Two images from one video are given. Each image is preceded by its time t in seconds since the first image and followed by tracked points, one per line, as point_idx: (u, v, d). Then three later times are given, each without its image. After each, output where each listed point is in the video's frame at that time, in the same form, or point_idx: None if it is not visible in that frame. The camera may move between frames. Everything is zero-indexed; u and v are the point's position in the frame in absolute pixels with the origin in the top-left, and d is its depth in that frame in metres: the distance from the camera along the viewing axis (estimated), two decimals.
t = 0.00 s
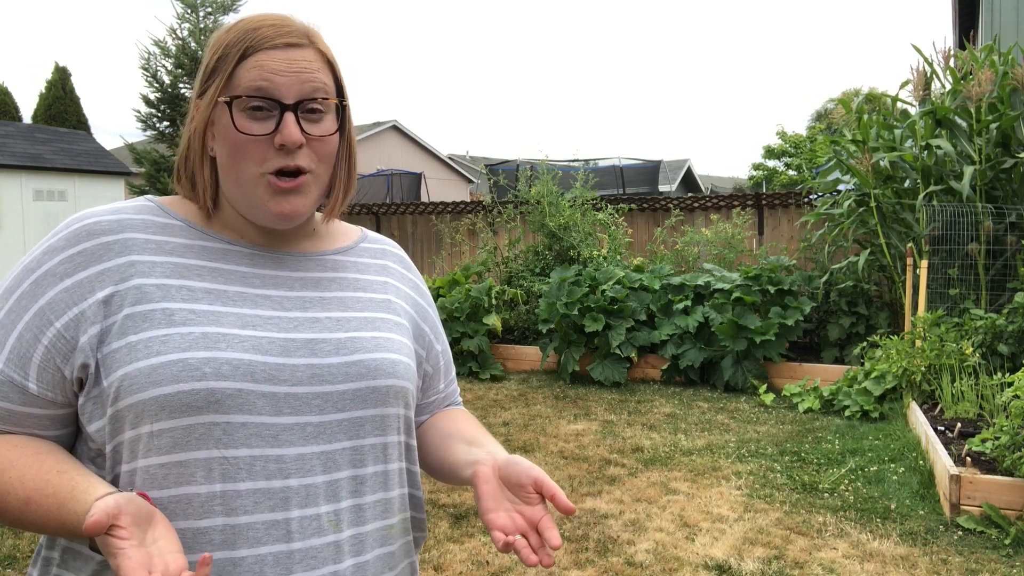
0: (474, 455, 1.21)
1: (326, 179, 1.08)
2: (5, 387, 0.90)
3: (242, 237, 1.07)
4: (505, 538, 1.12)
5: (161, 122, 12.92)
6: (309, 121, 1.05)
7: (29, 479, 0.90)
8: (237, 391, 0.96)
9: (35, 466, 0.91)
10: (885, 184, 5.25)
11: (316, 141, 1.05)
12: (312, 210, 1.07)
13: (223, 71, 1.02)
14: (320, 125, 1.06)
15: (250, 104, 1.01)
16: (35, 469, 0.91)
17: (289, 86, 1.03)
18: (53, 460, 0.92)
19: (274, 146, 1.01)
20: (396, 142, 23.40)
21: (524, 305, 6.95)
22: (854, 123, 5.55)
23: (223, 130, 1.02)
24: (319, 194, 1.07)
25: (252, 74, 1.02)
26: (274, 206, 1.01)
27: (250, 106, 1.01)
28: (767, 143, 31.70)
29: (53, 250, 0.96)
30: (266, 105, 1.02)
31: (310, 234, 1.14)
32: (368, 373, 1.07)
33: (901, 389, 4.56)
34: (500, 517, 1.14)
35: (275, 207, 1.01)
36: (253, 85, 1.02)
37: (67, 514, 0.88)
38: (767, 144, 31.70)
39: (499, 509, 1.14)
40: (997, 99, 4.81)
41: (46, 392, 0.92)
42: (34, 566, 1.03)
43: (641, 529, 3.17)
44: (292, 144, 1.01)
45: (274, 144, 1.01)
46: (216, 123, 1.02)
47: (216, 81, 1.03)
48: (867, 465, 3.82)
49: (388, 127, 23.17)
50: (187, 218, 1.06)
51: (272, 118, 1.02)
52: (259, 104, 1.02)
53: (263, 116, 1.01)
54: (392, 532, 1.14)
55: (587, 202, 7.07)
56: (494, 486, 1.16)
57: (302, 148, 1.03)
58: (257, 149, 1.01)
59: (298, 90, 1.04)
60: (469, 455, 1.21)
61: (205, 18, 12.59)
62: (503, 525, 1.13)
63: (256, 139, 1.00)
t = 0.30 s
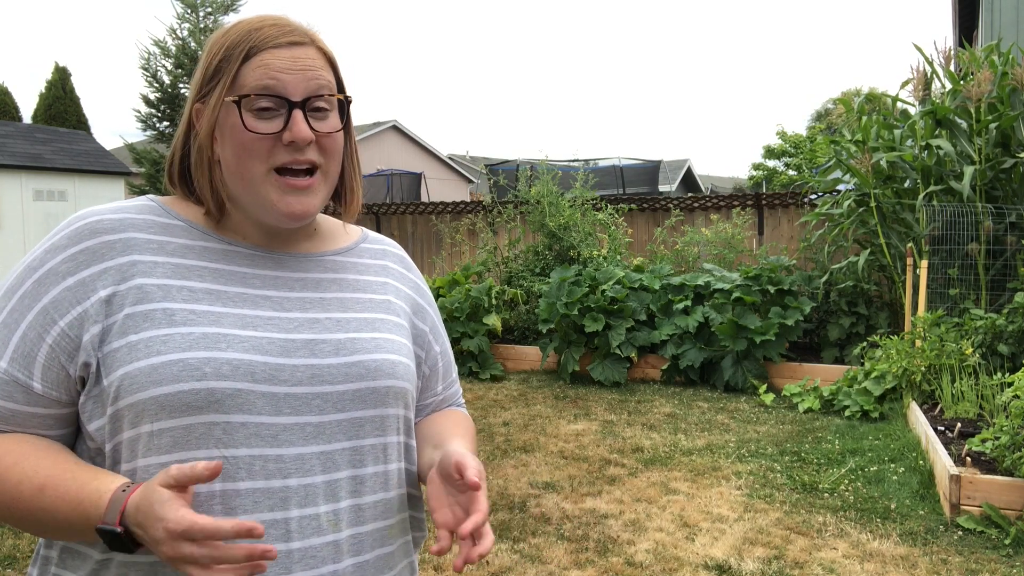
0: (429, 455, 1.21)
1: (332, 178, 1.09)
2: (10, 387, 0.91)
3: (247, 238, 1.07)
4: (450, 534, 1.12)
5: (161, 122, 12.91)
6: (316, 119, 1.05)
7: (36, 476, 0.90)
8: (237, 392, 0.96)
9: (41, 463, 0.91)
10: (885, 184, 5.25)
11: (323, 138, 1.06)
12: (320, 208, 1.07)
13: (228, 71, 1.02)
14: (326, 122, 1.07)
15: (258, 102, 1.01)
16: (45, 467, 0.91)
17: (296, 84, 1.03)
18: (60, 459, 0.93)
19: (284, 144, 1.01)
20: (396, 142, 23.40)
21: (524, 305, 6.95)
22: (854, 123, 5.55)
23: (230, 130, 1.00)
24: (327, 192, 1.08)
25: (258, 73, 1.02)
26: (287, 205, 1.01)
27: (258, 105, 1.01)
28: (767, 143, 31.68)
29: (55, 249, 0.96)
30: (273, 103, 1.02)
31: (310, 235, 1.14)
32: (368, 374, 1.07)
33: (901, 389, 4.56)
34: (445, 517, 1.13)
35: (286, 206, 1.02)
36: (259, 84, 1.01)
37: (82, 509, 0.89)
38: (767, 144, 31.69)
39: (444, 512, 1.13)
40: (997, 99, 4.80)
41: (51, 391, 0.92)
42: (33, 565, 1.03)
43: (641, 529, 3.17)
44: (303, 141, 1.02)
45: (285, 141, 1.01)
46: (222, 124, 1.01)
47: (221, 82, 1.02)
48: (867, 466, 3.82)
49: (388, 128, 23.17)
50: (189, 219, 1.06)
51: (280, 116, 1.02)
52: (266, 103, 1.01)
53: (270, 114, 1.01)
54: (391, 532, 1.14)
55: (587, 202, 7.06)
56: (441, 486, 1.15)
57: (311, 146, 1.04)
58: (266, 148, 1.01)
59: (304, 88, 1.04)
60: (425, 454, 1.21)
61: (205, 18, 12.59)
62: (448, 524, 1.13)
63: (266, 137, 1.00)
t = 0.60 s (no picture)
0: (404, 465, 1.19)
1: (323, 188, 1.09)
2: (50, 389, 0.90)
3: (241, 242, 1.07)
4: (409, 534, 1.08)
5: (161, 122, 12.91)
6: (306, 128, 1.05)
7: (86, 474, 0.91)
8: (238, 395, 0.96)
9: (89, 460, 0.92)
10: (885, 184, 5.25)
11: (313, 150, 1.05)
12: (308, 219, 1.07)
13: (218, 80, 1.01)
14: (315, 132, 1.07)
15: (245, 113, 1.01)
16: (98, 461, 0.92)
17: (286, 95, 1.03)
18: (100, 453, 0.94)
19: (270, 155, 1.01)
20: (396, 142, 23.40)
21: (524, 305, 6.95)
22: (855, 123, 5.56)
23: (217, 138, 1.01)
24: (314, 202, 1.08)
25: (248, 83, 1.01)
26: (271, 217, 1.02)
27: (246, 115, 1.01)
28: (766, 144, 31.68)
29: (64, 248, 0.95)
30: (261, 114, 1.02)
31: (304, 237, 1.14)
32: (366, 376, 1.07)
33: (901, 389, 4.56)
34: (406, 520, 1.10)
35: (271, 218, 1.02)
36: (248, 94, 1.01)
37: (161, 490, 0.93)
38: (767, 144, 31.68)
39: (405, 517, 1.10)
40: (997, 99, 4.80)
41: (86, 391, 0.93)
42: (31, 565, 1.03)
43: (642, 529, 3.17)
44: (289, 154, 1.01)
45: (271, 153, 1.01)
46: (210, 132, 1.01)
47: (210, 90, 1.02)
48: (867, 465, 3.82)
49: (388, 127, 23.17)
50: (185, 220, 1.06)
51: (268, 127, 1.01)
52: (254, 113, 1.01)
53: (258, 125, 1.01)
54: (377, 531, 1.14)
55: (587, 202, 7.06)
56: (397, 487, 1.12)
57: (299, 157, 1.04)
58: (252, 158, 1.01)
59: (295, 99, 1.04)
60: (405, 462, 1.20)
61: (205, 18, 12.59)
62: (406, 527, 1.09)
63: (253, 148, 1.00)
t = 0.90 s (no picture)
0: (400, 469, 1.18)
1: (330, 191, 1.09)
2: (46, 395, 0.90)
3: (241, 244, 1.07)
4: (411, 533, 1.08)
5: (161, 122, 12.91)
6: (314, 133, 1.05)
7: (85, 478, 0.91)
8: (242, 403, 0.96)
9: (90, 463, 0.92)
10: (885, 184, 5.25)
11: (320, 154, 1.05)
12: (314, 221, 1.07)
13: (227, 83, 1.01)
14: (324, 136, 1.07)
15: (254, 117, 1.01)
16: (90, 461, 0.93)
17: (294, 99, 1.03)
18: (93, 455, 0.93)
19: (279, 160, 1.01)
20: (396, 142, 23.40)
21: (524, 305, 6.95)
22: (854, 123, 5.57)
23: (226, 141, 1.01)
24: (321, 205, 1.08)
25: (257, 87, 1.01)
26: (278, 220, 1.02)
27: (255, 119, 1.01)
28: (767, 144, 31.68)
29: (63, 252, 0.95)
30: (270, 118, 1.01)
31: (309, 239, 1.14)
32: (370, 383, 1.07)
33: (901, 389, 4.56)
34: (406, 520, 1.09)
35: (279, 221, 1.02)
36: (258, 98, 1.01)
37: (161, 492, 0.93)
38: (767, 144, 31.68)
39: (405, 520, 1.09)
40: (997, 99, 4.81)
41: (83, 397, 0.93)
42: (26, 565, 1.03)
43: (641, 529, 3.17)
44: (296, 159, 1.01)
45: (278, 157, 1.01)
46: (218, 134, 1.01)
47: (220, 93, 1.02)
48: (867, 466, 3.82)
49: (388, 128, 23.17)
50: (189, 222, 1.06)
51: (276, 131, 1.01)
52: (263, 117, 1.01)
53: (267, 129, 1.01)
54: (376, 535, 1.14)
55: (587, 202, 7.06)
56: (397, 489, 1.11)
57: (306, 161, 1.04)
58: (260, 163, 1.01)
59: (304, 103, 1.03)
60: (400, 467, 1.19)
61: (205, 17, 12.59)
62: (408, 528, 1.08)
63: (260, 152, 1.00)
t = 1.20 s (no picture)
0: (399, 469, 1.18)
1: (329, 187, 1.09)
2: (45, 398, 0.90)
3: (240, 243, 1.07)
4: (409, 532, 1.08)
5: (161, 122, 12.91)
6: (315, 129, 1.05)
7: (84, 481, 0.91)
8: (242, 405, 0.96)
9: (89, 466, 0.92)
10: (885, 184, 5.25)
11: (321, 150, 1.06)
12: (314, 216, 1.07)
13: (229, 77, 1.01)
14: (325, 131, 1.07)
15: (256, 111, 1.00)
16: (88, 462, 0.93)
17: (296, 95, 1.03)
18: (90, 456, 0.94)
19: (281, 155, 1.01)
20: (396, 142, 23.40)
21: (524, 305, 6.95)
22: (854, 123, 5.57)
23: (226, 136, 1.00)
24: (322, 202, 1.08)
25: (259, 82, 1.01)
26: (281, 215, 1.02)
27: (256, 113, 1.00)
28: (766, 144, 31.66)
29: (61, 253, 0.94)
30: (272, 113, 1.01)
31: (307, 240, 1.14)
32: (369, 384, 1.07)
33: (901, 389, 4.56)
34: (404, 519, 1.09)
35: (280, 216, 1.02)
36: (260, 93, 1.01)
37: (159, 496, 0.93)
38: (767, 144, 31.66)
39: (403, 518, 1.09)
40: (997, 99, 4.81)
41: (82, 399, 0.93)
42: (24, 566, 1.02)
43: (641, 529, 3.17)
44: (299, 154, 1.01)
45: (281, 153, 1.01)
46: (219, 129, 1.01)
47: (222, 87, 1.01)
48: (867, 466, 3.82)
49: (388, 127, 23.17)
50: (189, 223, 1.06)
51: (278, 127, 1.01)
52: (265, 112, 1.01)
53: (268, 125, 1.01)
54: (375, 535, 1.14)
55: (587, 202, 7.06)
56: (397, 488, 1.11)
57: (307, 157, 1.04)
58: (262, 158, 1.01)
59: (305, 99, 1.04)
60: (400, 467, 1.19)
61: (205, 18, 12.59)
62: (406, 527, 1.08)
63: (263, 147, 1.00)
